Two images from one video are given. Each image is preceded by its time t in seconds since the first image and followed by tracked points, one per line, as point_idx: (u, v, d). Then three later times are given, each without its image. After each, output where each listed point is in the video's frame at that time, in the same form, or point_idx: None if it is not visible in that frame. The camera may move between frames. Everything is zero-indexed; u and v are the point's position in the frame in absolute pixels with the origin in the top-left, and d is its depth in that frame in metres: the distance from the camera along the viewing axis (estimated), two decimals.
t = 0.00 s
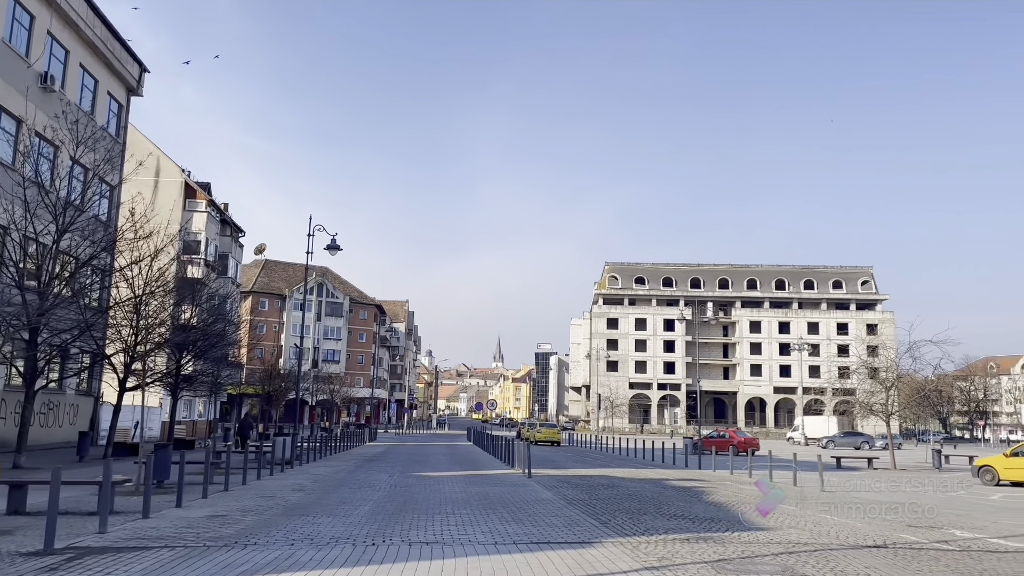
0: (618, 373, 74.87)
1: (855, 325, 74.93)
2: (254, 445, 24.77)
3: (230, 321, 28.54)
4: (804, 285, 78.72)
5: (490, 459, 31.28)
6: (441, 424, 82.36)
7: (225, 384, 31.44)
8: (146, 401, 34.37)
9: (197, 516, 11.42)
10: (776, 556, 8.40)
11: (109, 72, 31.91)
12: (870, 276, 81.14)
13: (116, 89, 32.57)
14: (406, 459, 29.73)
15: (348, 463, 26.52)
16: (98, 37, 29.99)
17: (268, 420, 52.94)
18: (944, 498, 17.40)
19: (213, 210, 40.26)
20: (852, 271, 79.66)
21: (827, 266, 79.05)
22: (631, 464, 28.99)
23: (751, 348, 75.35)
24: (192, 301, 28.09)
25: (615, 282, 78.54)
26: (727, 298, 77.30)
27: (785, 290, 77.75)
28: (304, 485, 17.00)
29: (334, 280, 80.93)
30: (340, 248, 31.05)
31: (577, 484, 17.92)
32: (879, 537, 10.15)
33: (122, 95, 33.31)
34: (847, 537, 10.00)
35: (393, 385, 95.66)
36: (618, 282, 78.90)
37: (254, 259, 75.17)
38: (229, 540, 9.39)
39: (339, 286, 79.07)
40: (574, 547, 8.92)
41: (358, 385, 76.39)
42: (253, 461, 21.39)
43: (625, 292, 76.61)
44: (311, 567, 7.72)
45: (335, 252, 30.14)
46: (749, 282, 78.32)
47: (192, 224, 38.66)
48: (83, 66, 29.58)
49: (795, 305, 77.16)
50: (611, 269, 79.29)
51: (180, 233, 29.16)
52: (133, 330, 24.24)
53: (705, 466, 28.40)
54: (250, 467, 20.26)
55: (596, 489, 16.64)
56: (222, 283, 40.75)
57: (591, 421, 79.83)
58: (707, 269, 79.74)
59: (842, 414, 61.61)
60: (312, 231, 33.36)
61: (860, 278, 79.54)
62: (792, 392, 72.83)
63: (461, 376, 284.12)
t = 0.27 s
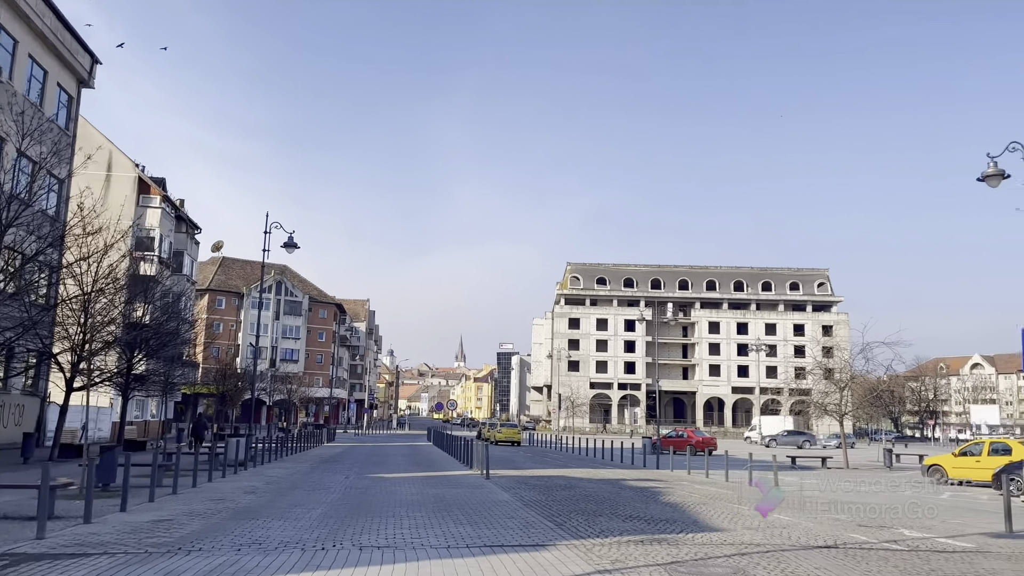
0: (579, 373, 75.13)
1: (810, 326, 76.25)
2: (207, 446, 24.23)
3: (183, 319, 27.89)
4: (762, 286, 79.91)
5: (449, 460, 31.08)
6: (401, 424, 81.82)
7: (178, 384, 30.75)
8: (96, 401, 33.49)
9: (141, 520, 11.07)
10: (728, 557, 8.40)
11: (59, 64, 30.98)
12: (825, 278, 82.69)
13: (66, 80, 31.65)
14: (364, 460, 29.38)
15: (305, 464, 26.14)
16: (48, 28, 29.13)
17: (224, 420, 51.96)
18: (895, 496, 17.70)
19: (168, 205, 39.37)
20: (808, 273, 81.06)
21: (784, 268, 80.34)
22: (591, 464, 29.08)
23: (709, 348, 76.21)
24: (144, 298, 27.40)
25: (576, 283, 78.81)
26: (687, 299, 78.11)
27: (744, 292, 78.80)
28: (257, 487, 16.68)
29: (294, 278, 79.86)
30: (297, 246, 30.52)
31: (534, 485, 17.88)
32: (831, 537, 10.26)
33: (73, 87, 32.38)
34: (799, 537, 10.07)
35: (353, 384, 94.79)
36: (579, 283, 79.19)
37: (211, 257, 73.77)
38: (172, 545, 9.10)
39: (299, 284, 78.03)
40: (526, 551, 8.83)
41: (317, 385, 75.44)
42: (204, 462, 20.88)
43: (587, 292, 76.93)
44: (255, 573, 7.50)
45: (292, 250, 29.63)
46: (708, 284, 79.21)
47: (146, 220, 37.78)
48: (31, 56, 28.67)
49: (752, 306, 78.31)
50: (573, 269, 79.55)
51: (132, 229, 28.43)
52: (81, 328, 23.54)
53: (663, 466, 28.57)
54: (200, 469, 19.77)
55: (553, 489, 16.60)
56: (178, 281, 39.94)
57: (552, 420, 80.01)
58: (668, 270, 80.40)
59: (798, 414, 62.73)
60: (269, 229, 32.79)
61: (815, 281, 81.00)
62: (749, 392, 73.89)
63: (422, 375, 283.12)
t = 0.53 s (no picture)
0: (533, 372, 75.25)
1: (760, 327, 77.69)
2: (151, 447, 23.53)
3: (127, 316, 27.08)
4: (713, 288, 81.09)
5: (400, 460, 30.77)
6: (353, 424, 80.94)
7: (121, 383, 29.89)
8: (34, 400, 32.34)
9: (75, 523, 10.66)
10: (674, 555, 8.44)
11: None
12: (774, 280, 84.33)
13: (5, 68, 30.53)
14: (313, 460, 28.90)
15: (252, 464, 25.61)
16: None
17: (169, 420, 50.68)
18: (839, 494, 18.04)
19: (113, 199, 38.24)
20: (758, 275, 82.57)
21: (735, 270, 81.68)
22: (542, 463, 29.13)
23: (661, 348, 77.08)
24: (86, 294, 26.52)
25: (531, 282, 78.95)
26: (639, 299, 78.85)
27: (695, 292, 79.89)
28: (201, 488, 16.27)
29: (244, 275, 78.35)
30: (246, 242, 29.87)
31: (485, 484, 17.78)
32: (775, 535, 10.39)
33: (12, 75, 31.25)
34: (744, 534, 10.17)
35: (304, 383, 93.49)
36: (534, 282, 79.32)
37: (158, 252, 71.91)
38: (107, 549, 8.78)
39: (249, 281, 76.57)
40: (474, 551, 8.75)
41: (267, 384, 74.15)
42: (147, 463, 20.29)
43: (541, 292, 77.10)
44: None
45: (241, 246, 29.01)
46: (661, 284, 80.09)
47: (89, 213, 36.64)
48: None
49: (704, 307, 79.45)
50: (528, 269, 79.66)
51: (74, 222, 27.53)
52: (18, 324, 22.69)
53: (614, 465, 28.74)
54: (142, 470, 19.20)
55: (503, 489, 16.53)
56: (122, 276, 38.82)
57: (505, 419, 80.01)
58: (622, 271, 81.05)
59: (747, 413, 63.83)
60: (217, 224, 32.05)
61: (765, 282, 82.56)
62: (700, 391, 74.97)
63: (374, 374, 280.69)
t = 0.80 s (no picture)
0: (484, 371, 75.08)
1: (708, 327, 78.86)
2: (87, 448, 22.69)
3: (63, 311, 26.07)
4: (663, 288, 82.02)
5: (348, 459, 30.32)
6: (301, 423, 79.71)
7: (57, 381, 28.79)
8: None
9: (1, 526, 10.19)
10: (620, 553, 8.40)
11: None
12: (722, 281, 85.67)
13: None
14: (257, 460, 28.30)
15: (193, 464, 24.94)
16: None
17: (107, 419, 49.11)
18: (783, 491, 18.32)
19: (50, 189, 36.84)
20: (706, 276, 83.79)
21: (684, 271, 82.74)
22: (492, 461, 29.02)
23: (612, 348, 77.70)
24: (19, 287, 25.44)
25: (484, 281, 78.76)
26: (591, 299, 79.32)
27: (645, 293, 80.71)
28: (139, 489, 15.73)
29: (189, 270, 76.44)
30: (190, 236, 29.05)
31: (433, 484, 17.59)
32: (720, 531, 10.45)
33: None
34: (690, 532, 10.21)
35: (250, 381, 91.70)
36: (486, 281, 79.16)
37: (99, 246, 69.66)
38: (34, 553, 8.40)
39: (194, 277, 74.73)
40: (419, 550, 8.60)
41: (213, 382, 72.50)
42: (83, 463, 19.57)
43: (493, 291, 76.98)
44: None
45: (184, 240, 28.19)
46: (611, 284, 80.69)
47: (24, 204, 35.23)
48: None
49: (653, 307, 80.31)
50: (481, 267, 79.48)
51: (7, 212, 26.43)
52: None
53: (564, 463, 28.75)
54: (77, 470, 18.51)
55: (451, 488, 16.37)
56: (59, 270, 37.44)
57: (456, 418, 79.72)
58: (573, 270, 81.44)
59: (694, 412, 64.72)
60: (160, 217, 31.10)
61: (713, 283, 83.83)
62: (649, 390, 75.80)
63: (323, 372, 277.17)
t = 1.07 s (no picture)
0: (439, 369, 74.68)
1: (661, 327, 79.68)
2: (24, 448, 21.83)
3: None
4: (617, 288, 82.64)
5: (299, 459, 29.79)
6: (251, 422, 78.24)
7: None
8: None
9: None
10: (573, 554, 8.33)
11: None
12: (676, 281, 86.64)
13: None
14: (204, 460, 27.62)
15: (137, 464, 24.18)
16: None
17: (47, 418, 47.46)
18: (734, 489, 18.48)
19: None
20: (660, 276, 84.64)
21: (638, 271, 83.44)
22: (446, 461, 28.79)
23: (567, 347, 77.99)
24: None
25: (439, 279, 78.33)
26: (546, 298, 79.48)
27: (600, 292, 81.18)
28: (77, 490, 15.16)
29: (135, 265, 74.42)
30: (135, 230, 28.18)
31: (385, 484, 17.32)
32: (672, 531, 10.46)
33: None
34: (642, 531, 10.19)
35: (199, 380, 89.74)
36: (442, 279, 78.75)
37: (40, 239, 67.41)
38: None
39: (141, 272, 72.78)
40: (369, 553, 8.41)
41: (159, 380, 70.71)
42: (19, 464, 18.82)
43: (449, 289, 76.61)
44: None
45: (129, 234, 27.33)
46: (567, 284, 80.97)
47: None
48: None
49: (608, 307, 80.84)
50: (437, 265, 79.05)
51: None
52: None
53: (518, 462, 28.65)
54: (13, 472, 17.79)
55: (404, 488, 16.14)
56: None
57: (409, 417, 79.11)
58: (529, 269, 81.52)
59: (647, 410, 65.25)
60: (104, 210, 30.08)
61: (666, 283, 84.72)
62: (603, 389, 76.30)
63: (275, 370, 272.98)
